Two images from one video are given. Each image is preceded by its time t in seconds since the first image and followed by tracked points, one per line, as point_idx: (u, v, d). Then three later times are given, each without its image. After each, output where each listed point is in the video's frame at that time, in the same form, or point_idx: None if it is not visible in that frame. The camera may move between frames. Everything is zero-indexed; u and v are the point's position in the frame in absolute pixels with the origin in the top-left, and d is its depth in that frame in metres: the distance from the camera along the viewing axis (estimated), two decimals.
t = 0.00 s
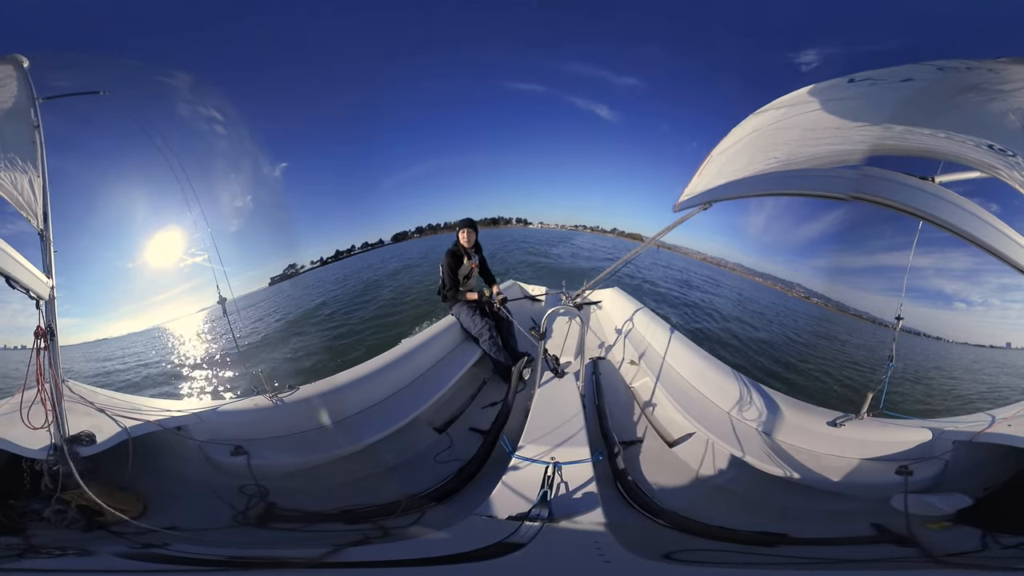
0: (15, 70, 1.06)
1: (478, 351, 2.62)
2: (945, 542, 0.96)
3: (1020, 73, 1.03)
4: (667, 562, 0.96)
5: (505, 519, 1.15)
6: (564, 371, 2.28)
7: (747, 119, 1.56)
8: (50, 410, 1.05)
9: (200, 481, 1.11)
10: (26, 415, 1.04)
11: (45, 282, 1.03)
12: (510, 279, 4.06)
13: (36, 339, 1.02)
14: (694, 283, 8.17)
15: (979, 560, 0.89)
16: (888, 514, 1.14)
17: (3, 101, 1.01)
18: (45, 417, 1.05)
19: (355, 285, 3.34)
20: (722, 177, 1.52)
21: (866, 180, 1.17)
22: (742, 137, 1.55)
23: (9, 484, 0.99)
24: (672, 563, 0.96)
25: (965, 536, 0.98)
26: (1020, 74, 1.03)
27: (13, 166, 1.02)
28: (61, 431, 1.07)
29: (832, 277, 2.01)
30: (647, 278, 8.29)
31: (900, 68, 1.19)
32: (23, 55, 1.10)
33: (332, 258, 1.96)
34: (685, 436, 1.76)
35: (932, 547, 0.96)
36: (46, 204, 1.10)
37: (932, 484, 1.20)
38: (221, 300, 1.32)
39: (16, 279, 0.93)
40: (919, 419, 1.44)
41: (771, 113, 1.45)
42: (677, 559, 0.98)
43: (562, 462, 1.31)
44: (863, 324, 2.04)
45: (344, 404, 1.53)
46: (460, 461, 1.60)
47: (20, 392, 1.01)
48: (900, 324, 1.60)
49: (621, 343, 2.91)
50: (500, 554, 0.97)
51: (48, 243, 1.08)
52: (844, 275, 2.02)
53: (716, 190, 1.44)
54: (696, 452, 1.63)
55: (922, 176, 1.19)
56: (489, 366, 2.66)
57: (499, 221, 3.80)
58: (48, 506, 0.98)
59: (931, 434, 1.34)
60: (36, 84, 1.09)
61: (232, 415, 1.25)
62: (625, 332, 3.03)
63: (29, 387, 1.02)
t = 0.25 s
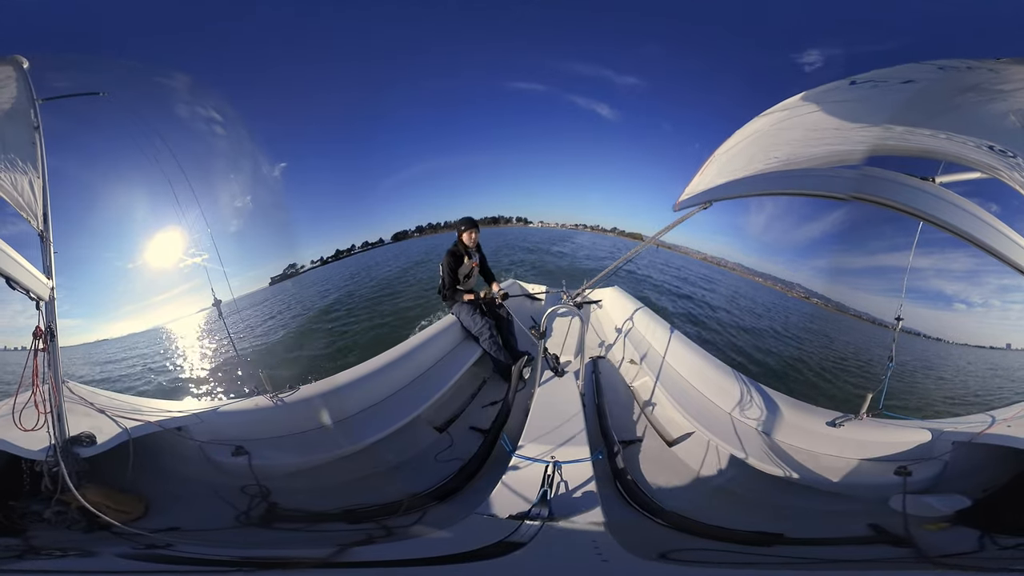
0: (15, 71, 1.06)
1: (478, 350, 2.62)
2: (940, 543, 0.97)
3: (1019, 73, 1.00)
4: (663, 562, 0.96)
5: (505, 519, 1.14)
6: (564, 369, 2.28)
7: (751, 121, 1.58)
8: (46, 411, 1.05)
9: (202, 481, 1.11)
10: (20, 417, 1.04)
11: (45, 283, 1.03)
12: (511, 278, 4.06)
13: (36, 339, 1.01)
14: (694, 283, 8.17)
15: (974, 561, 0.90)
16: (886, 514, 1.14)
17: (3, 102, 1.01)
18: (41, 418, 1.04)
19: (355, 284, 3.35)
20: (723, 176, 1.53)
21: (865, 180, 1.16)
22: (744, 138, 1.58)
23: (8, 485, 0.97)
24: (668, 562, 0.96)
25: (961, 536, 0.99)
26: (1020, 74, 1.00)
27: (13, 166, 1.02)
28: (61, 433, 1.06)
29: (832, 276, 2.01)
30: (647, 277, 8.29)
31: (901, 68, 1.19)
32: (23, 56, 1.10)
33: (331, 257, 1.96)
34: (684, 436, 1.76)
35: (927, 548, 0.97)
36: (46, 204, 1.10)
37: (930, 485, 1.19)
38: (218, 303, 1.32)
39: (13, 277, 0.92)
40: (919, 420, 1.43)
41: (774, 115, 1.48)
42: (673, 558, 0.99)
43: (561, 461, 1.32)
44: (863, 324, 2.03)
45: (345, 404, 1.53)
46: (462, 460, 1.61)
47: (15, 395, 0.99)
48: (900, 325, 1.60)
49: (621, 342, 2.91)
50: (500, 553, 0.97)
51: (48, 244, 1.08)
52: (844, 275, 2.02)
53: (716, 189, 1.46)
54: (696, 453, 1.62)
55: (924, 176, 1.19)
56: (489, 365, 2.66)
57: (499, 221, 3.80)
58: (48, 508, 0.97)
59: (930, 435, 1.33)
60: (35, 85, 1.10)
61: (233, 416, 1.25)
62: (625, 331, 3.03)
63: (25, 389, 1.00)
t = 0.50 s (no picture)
0: (16, 72, 1.06)
1: (477, 350, 2.62)
2: (936, 544, 0.97)
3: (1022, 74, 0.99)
4: (658, 561, 0.96)
5: (506, 519, 1.13)
6: (564, 369, 2.27)
7: (751, 122, 1.59)
8: (46, 413, 1.05)
9: (202, 481, 1.11)
10: (20, 418, 1.03)
11: (46, 284, 1.03)
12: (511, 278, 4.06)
13: (36, 340, 1.02)
14: (694, 283, 8.18)
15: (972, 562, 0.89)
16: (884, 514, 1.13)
17: (5, 103, 1.01)
18: (41, 419, 1.04)
19: (356, 284, 3.35)
20: (722, 176, 1.56)
21: (867, 180, 1.17)
22: (744, 138, 1.59)
23: (6, 486, 0.96)
24: (662, 561, 0.96)
25: (958, 537, 0.97)
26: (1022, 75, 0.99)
27: (14, 168, 1.02)
28: (62, 433, 1.06)
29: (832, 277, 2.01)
30: (647, 278, 8.29)
31: (903, 68, 1.19)
32: (25, 57, 1.11)
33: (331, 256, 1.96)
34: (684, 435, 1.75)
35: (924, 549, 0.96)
36: (46, 206, 1.10)
37: (930, 486, 1.16)
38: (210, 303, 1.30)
39: (14, 278, 0.92)
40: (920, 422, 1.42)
41: (774, 115, 1.49)
42: (668, 557, 0.98)
43: (561, 460, 1.33)
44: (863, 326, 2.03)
45: (346, 404, 1.54)
46: (462, 459, 1.60)
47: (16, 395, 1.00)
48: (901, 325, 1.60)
49: (621, 341, 2.91)
50: (496, 555, 0.97)
51: (48, 245, 1.08)
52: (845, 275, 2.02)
53: (716, 188, 1.47)
54: (697, 453, 1.61)
55: (925, 176, 1.19)
56: (489, 365, 2.66)
57: (499, 221, 3.80)
58: (47, 509, 0.95)
59: (930, 436, 1.32)
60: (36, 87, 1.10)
61: (233, 416, 1.25)
62: (625, 331, 3.03)
63: (26, 390, 1.01)
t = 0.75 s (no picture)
0: (16, 74, 1.06)
1: (477, 349, 2.62)
2: (931, 546, 0.98)
3: (1021, 76, 1.00)
4: (650, 561, 0.98)
5: (506, 517, 1.13)
6: (564, 368, 2.27)
7: (751, 118, 1.58)
8: (48, 412, 1.05)
9: (202, 481, 1.10)
10: (23, 417, 1.03)
11: (46, 286, 1.03)
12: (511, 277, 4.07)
13: (37, 342, 1.03)
14: (694, 283, 8.17)
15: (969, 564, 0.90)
16: (882, 516, 1.14)
17: (5, 105, 1.01)
18: (43, 418, 1.04)
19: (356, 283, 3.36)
20: (723, 174, 1.55)
21: (869, 180, 1.17)
22: (745, 137, 1.59)
23: (9, 485, 0.98)
24: (655, 562, 0.98)
25: (957, 539, 0.99)
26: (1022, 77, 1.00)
27: (14, 169, 1.02)
28: (62, 434, 1.07)
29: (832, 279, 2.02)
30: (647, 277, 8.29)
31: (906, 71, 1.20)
32: (25, 58, 1.11)
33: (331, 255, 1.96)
34: (683, 435, 1.76)
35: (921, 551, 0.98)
36: (46, 207, 1.10)
37: (929, 487, 1.17)
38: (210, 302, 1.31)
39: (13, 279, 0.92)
40: (920, 423, 1.41)
41: (774, 113, 1.48)
42: (662, 558, 1.00)
43: (560, 460, 1.34)
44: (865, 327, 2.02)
45: (346, 404, 1.54)
46: (463, 458, 1.60)
47: (18, 396, 1.00)
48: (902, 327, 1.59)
49: (621, 341, 2.91)
50: (489, 556, 0.98)
51: (48, 246, 1.08)
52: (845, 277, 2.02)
53: (717, 187, 1.47)
54: (695, 453, 1.62)
55: (926, 176, 1.20)
56: (489, 364, 2.66)
57: (499, 220, 3.80)
58: (49, 509, 0.97)
59: (930, 437, 1.31)
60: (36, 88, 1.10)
61: (233, 416, 1.24)
62: (625, 330, 3.03)
63: (28, 390, 1.02)
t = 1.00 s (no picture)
0: (17, 75, 1.07)
1: (477, 348, 2.63)
2: (923, 547, 0.97)
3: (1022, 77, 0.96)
4: (646, 561, 0.96)
5: (506, 517, 1.14)
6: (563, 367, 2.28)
7: (752, 116, 1.61)
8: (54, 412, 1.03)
9: (202, 481, 1.11)
10: (33, 415, 1.03)
11: (46, 287, 1.03)
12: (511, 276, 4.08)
13: (37, 343, 0.99)
14: (694, 282, 8.18)
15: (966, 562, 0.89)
16: (880, 515, 1.14)
17: (5, 106, 1.02)
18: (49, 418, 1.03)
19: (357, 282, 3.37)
20: (723, 174, 1.62)
21: (869, 180, 1.18)
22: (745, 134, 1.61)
23: (6, 488, 0.94)
24: (649, 561, 0.96)
25: (955, 540, 0.98)
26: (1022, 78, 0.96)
27: (14, 170, 1.02)
28: (63, 434, 1.04)
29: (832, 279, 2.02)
30: (647, 276, 8.28)
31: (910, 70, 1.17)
32: (24, 59, 1.11)
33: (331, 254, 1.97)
34: (681, 433, 1.77)
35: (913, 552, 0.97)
36: (46, 209, 1.10)
37: (926, 488, 1.18)
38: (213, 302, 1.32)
39: (12, 279, 0.92)
40: (919, 423, 1.42)
41: (773, 111, 1.51)
42: (656, 557, 0.98)
43: (561, 458, 1.34)
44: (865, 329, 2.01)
45: (347, 404, 1.54)
46: (464, 457, 1.61)
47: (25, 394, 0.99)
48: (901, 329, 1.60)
49: (621, 339, 2.92)
50: (495, 554, 0.98)
51: (48, 247, 1.09)
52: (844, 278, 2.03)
53: (717, 187, 1.51)
54: (692, 451, 1.63)
55: (926, 177, 1.20)
56: (489, 362, 2.66)
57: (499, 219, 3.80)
58: (49, 511, 0.94)
59: (928, 437, 1.32)
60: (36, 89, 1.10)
61: (239, 416, 1.26)
62: (626, 329, 3.03)
63: (33, 389, 0.99)
